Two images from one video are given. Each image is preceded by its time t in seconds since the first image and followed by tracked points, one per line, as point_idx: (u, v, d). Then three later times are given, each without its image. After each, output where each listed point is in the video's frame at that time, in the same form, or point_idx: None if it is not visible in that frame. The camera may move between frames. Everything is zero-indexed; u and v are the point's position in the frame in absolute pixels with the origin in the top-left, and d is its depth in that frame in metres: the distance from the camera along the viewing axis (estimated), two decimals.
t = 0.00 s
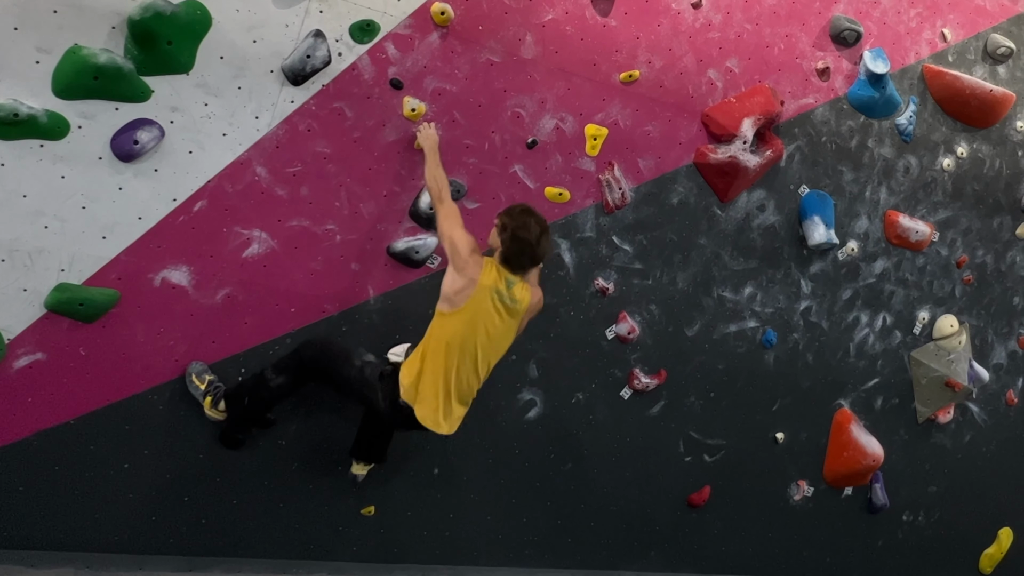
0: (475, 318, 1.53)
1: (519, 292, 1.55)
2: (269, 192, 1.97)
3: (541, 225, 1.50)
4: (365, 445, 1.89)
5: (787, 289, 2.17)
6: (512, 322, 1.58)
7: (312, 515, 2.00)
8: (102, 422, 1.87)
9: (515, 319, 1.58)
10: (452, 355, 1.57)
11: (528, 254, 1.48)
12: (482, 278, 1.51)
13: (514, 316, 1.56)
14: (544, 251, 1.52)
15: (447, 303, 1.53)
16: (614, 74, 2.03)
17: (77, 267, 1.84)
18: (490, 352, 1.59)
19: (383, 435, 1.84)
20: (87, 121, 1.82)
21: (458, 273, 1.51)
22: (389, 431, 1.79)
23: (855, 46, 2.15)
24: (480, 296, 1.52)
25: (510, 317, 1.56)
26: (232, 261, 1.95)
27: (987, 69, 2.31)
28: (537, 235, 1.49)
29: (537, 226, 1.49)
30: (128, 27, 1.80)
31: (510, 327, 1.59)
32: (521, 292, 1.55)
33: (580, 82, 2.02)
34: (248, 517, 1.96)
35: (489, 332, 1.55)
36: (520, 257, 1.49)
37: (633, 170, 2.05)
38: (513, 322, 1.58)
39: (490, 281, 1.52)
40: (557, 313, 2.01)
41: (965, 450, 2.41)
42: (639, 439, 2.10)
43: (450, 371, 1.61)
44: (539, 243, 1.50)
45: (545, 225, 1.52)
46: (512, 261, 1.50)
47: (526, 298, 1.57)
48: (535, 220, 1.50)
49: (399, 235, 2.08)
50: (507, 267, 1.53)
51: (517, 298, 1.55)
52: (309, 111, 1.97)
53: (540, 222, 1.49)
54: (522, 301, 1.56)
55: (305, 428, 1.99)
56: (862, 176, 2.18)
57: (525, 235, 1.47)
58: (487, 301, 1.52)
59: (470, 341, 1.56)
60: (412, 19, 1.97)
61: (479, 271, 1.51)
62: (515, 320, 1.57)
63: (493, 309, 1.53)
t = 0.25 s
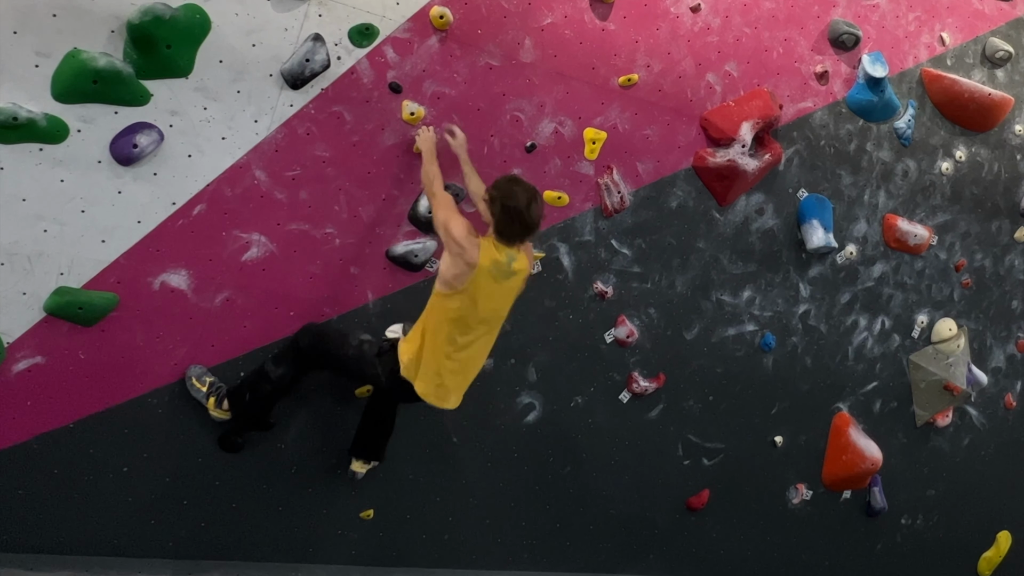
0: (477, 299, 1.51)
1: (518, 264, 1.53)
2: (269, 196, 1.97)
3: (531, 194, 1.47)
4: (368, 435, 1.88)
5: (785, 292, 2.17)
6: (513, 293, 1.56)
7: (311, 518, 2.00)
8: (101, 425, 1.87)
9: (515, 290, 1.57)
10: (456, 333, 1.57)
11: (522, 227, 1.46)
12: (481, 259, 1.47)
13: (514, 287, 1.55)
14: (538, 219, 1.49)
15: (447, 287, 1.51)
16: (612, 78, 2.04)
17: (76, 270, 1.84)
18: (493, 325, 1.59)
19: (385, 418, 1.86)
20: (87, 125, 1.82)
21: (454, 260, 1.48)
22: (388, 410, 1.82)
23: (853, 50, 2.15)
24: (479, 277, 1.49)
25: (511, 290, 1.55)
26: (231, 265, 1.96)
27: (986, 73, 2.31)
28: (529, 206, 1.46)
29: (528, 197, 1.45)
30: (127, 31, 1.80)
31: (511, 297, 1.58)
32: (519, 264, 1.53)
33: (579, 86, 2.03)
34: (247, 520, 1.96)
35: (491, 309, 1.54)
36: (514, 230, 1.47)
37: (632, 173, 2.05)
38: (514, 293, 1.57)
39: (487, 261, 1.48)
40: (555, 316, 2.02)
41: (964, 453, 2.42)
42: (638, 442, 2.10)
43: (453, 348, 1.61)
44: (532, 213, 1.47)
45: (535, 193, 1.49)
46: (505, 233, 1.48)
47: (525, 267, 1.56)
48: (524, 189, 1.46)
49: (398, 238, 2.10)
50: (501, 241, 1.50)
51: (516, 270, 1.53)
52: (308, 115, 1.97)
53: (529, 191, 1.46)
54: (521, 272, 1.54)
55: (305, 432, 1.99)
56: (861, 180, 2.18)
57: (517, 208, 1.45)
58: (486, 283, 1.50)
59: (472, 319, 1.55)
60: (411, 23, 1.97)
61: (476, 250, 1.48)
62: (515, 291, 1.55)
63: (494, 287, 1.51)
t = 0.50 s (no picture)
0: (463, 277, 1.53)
1: (495, 231, 1.55)
2: (268, 200, 1.97)
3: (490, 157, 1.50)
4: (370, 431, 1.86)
5: (784, 296, 2.17)
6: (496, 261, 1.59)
7: (311, 522, 2.00)
8: (100, 430, 1.87)
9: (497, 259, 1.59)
10: (449, 315, 1.59)
11: (489, 190, 1.48)
12: (455, 234, 1.50)
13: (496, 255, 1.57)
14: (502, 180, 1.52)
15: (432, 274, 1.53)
16: (611, 82, 2.04)
17: (75, 275, 1.84)
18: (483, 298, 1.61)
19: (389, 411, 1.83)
20: (86, 129, 1.82)
21: (431, 247, 1.50)
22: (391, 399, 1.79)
23: (852, 54, 2.15)
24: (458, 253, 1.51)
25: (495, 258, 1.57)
26: (230, 269, 1.96)
27: (984, 77, 2.32)
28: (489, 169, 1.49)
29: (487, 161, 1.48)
30: (126, 35, 1.81)
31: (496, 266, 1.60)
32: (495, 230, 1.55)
33: (577, 90, 2.03)
34: (246, 524, 1.96)
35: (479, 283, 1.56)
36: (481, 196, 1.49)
37: (630, 178, 2.06)
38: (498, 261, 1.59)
39: (462, 235, 1.50)
40: (554, 320, 2.03)
41: (963, 457, 2.42)
42: (637, 446, 2.10)
43: (448, 329, 1.63)
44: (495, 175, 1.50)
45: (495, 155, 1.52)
46: (472, 201, 1.51)
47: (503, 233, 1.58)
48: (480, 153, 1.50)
49: (397, 242, 2.11)
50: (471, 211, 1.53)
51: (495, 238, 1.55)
52: (307, 120, 1.97)
53: (484, 154, 1.49)
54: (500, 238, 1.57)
55: (303, 436, 2.00)
56: (860, 184, 2.18)
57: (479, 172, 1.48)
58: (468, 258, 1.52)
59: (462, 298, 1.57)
60: (410, 28, 1.98)
61: (449, 226, 1.50)
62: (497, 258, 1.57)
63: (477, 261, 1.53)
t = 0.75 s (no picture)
0: (435, 275, 1.53)
1: (469, 229, 1.56)
2: (267, 204, 1.97)
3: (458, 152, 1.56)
4: (369, 431, 1.84)
5: (782, 300, 2.17)
6: (475, 261, 1.58)
7: (309, 526, 2.00)
8: (99, 434, 1.88)
9: (477, 259, 1.58)
10: (428, 316, 1.59)
11: (455, 183, 1.53)
12: (424, 235, 1.52)
13: (473, 255, 1.56)
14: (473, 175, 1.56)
15: (405, 276, 1.55)
16: (610, 87, 2.04)
17: (74, 279, 1.84)
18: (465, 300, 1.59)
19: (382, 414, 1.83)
20: (85, 134, 1.82)
21: (401, 249, 1.52)
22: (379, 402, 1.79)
23: (850, 59, 2.16)
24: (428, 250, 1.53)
25: (472, 258, 1.57)
26: (228, 273, 1.96)
27: (982, 81, 2.32)
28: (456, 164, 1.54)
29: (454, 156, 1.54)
30: (125, 40, 1.81)
31: (477, 267, 1.59)
32: (469, 228, 1.57)
33: (576, 94, 2.03)
34: (245, 528, 1.96)
35: (454, 282, 1.55)
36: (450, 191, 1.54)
37: (629, 182, 2.06)
38: (478, 262, 1.58)
39: (431, 230, 1.52)
40: (553, 324, 2.03)
41: (961, 460, 2.42)
42: (635, 450, 2.10)
43: (431, 335, 1.62)
44: (464, 170, 1.54)
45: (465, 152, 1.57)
46: (443, 201, 1.55)
47: (480, 233, 1.58)
48: (450, 152, 1.56)
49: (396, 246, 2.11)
50: (444, 209, 1.56)
51: (470, 236, 1.56)
52: (306, 124, 1.97)
53: (450, 154, 1.56)
54: (477, 237, 1.57)
55: (302, 440, 2.00)
56: (858, 188, 2.19)
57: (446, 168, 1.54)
58: (439, 256, 1.52)
59: (439, 298, 1.56)
60: (409, 32, 1.98)
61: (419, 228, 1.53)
62: (474, 257, 1.57)
63: (449, 259, 1.53)
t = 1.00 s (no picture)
0: (409, 271, 1.56)
1: (446, 229, 1.59)
2: (265, 209, 1.97)
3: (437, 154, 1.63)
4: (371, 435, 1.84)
5: (781, 305, 2.17)
6: (453, 262, 1.60)
7: (308, 530, 2.00)
8: (97, 438, 1.88)
9: (456, 258, 1.60)
10: (405, 317, 1.61)
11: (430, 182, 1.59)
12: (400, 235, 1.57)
13: (450, 254, 1.59)
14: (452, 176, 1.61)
15: (383, 277, 1.59)
16: (608, 91, 2.04)
17: (73, 283, 1.85)
18: (444, 301, 1.60)
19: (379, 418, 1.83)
20: (84, 138, 1.83)
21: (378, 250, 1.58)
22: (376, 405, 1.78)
23: (848, 63, 2.16)
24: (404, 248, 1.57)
25: (449, 257, 1.59)
26: (227, 278, 1.96)
27: (981, 86, 2.32)
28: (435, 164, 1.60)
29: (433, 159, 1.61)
30: (124, 44, 1.81)
31: (456, 268, 1.61)
32: (447, 227, 1.60)
33: (575, 99, 2.03)
34: (244, 532, 1.96)
35: (430, 279, 1.57)
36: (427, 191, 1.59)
37: (627, 187, 2.06)
38: (454, 263, 1.59)
39: (407, 229, 1.57)
40: (551, 329, 2.04)
41: (959, 464, 2.42)
42: (634, 455, 2.10)
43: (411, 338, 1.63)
44: (442, 171, 1.60)
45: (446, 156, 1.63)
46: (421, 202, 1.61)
47: (459, 233, 1.60)
48: (431, 155, 1.63)
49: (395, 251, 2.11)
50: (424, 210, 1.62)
51: (447, 236, 1.59)
52: (305, 128, 1.98)
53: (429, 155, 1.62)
54: (455, 237, 1.60)
55: (301, 444, 2.01)
56: (856, 193, 2.19)
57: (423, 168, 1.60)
58: (413, 253, 1.56)
59: (416, 297, 1.58)
60: (407, 37, 1.98)
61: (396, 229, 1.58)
62: (451, 256, 1.59)
63: (424, 256, 1.56)
